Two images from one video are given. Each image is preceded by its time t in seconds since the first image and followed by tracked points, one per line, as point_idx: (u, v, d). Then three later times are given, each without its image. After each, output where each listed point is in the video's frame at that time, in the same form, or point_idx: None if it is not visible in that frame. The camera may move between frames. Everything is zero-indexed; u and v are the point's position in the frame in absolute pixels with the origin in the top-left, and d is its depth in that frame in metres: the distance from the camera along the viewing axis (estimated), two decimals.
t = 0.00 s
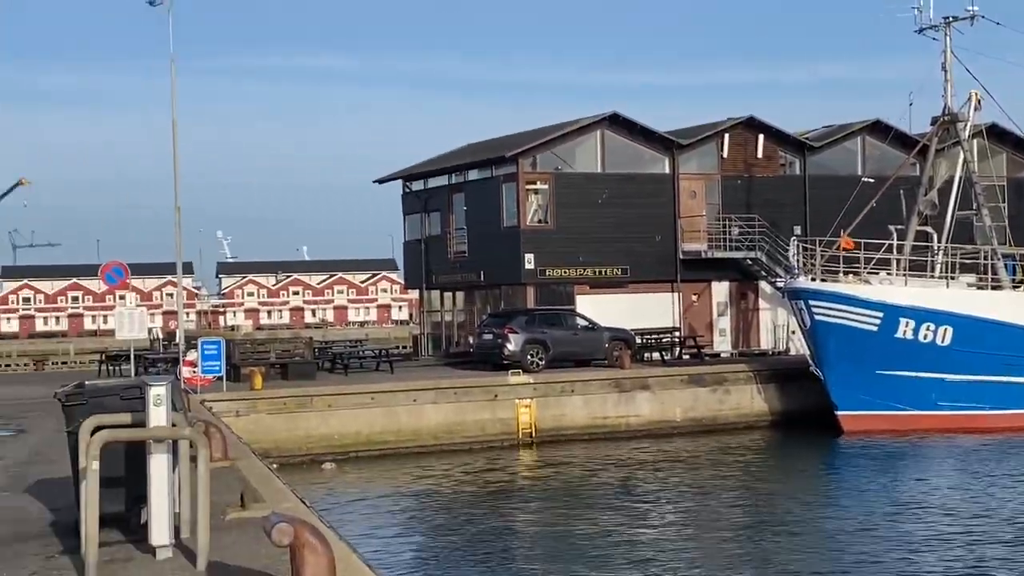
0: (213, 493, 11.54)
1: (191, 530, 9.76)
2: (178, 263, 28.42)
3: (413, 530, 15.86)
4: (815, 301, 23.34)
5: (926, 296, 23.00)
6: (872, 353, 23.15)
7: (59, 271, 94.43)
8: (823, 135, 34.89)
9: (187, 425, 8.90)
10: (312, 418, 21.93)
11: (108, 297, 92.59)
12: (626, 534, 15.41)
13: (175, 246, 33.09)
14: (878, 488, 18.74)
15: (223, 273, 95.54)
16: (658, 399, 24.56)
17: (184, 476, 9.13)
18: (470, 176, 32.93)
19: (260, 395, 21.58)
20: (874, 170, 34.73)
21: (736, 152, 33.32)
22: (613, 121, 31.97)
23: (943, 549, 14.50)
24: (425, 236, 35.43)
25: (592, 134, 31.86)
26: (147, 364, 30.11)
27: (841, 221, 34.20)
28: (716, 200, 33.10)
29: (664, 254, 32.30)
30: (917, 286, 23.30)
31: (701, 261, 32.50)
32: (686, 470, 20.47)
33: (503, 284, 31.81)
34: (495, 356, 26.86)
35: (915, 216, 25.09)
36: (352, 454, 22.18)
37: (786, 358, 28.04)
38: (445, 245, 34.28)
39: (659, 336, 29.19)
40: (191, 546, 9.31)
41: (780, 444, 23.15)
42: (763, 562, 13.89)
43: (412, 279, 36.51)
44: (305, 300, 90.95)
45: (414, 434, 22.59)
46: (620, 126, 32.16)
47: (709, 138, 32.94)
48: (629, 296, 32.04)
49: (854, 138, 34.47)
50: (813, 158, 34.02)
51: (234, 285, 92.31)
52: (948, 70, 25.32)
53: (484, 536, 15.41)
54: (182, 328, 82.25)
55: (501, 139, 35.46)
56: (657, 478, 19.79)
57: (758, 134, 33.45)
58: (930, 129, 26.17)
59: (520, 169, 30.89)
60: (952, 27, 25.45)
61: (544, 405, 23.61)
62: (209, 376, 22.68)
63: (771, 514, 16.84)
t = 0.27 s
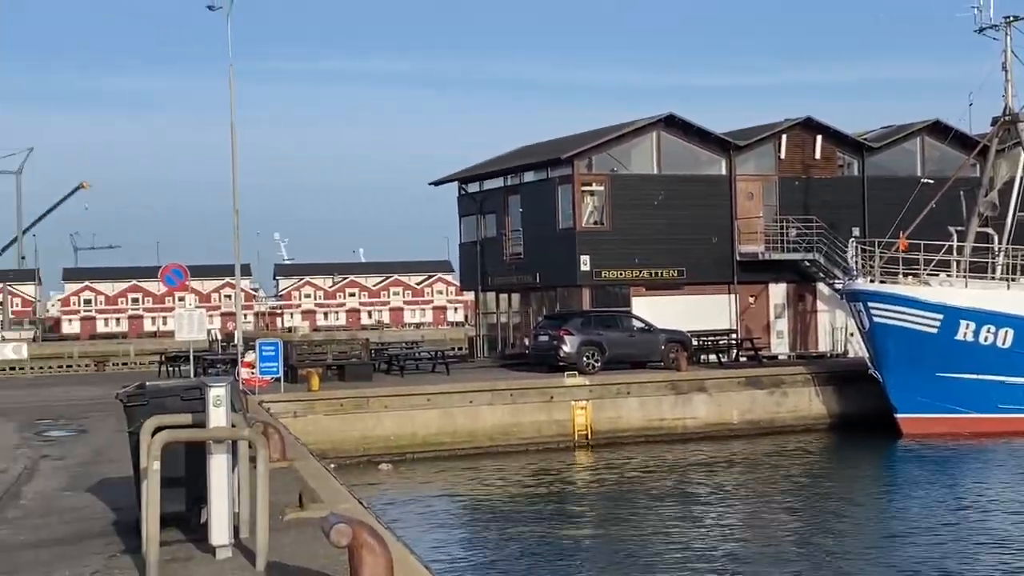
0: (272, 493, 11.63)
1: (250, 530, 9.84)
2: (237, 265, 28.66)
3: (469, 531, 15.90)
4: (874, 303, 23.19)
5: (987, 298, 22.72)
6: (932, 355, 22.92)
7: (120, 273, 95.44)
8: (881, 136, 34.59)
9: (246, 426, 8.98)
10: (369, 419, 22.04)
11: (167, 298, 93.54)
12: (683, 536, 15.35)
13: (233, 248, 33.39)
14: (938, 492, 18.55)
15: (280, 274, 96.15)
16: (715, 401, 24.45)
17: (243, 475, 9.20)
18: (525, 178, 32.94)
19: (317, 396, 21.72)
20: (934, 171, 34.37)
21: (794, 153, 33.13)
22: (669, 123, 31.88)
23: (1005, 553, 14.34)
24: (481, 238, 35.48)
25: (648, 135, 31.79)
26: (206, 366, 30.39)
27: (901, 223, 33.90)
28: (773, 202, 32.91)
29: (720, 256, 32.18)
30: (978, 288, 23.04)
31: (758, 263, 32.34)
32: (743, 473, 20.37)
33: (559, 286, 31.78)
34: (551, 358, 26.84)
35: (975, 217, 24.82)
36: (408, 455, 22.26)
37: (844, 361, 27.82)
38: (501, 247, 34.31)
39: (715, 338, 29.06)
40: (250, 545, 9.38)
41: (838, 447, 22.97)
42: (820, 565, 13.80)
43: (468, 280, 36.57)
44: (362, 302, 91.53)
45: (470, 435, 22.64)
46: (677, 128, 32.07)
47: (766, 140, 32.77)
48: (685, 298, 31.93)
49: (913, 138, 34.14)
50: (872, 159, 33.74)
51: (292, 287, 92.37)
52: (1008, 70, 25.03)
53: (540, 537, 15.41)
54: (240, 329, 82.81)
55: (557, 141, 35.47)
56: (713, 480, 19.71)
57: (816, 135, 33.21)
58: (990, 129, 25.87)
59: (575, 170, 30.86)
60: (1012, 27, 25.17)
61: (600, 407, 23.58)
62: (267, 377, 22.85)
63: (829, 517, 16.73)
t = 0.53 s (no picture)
0: (326, 494, 11.68)
1: (304, 531, 9.91)
2: (290, 267, 28.85)
3: (522, 533, 15.91)
4: (929, 305, 23.00)
5: None
6: (988, 358, 22.60)
7: (174, 274, 96.32)
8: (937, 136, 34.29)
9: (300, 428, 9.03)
10: (421, 420, 22.11)
11: (220, 300, 94.32)
12: (737, 539, 15.28)
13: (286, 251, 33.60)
14: (994, 495, 18.36)
15: (332, 276, 96.63)
16: (768, 404, 24.32)
17: (297, 477, 9.25)
18: (577, 180, 32.91)
19: (370, 398, 21.81)
20: (991, 172, 34.01)
21: (848, 154, 32.88)
22: (721, 124, 31.76)
23: None
24: (532, 239, 35.49)
25: (700, 137, 31.69)
26: (259, 367, 30.59)
27: (957, 224, 33.55)
28: (827, 203, 32.63)
29: (773, 258, 31.99)
30: None
31: (812, 265, 32.14)
32: (796, 476, 20.25)
33: (611, 287, 31.70)
34: (603, 360, 26.80)
35: None
36: (460, 457, 22.30)
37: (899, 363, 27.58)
38: (552, 248, 34.28)
39: (769, 340, 28.90)
40: (304, 546, 9.44)
41: (893, 450, 22.77)
42: (874, 568, 13.72)
43: (519, 282, 36.59)
44: (413, 303, 91.84)
45: (522, 437, 22.64)
46: (729, 129, 31.94)
47: (820, 140, 32.54)
48: (738, 300, 31.77)
49: (969, 138, 33.80)
50: (927, 160, 33.45)
51: (343, 288, 93.25)
52: None
53: (593, 539, 15.40)
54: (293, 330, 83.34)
55: (608, 143, 35.42)
56: (767, 483, 19.59)
57: (870, 135, 32.94)
58: None
59: (627, 172, 30.80)
60: None
61: (652, 410, 23.50)
62: (320, 379, 22.97)
63: (883, 520, 16.61)
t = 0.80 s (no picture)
0: (376, 494, 11.73)
1: (355, 530, 9.96)
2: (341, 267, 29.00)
3: (571, 533, 15.90)
4: (983, 307, 22.80)
5: None
6: None
7: (225, 275, 97.01)
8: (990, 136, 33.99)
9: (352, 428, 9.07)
10: (470, 421, 22.15)
11: (270, 301, 94.96)
12: (788, 541, 15.20)
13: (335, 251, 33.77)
14: None
15: (381, 276, 96.99)
16: (819, 405, 24.18)
17: (348, 476, 9.29)
18: (625, 181, 32.86)
19: (419, 398, 21.88)
20: None
21: (900, 154, 32.59)
22: (772, 124, 31.62)
23: None
24: (581, 240, 35.46)
25: (751, 137, 31.55)
26: (309, 367, 30.76)
27: (1011, 224, 33.23)
28: (879, 204, 32.36)
29: (824, 259, 31.79)
30: None
31: (863, 265, 31.91)
32: (846, 478, 20.13)
33: (659, 288, 31.62)
34: (652, 361, 26.73)
35: None
36: (509, 457, 22.33)
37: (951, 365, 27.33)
38: (601, 249, 34.24)
39: (819, 341, 28.71)
40: (356, 546, 9.47)
41: (946, 452, 22.57)
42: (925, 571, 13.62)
43: (568, 283, 36.56)
44: (461, 304, 91.94)
45: (571, 438, 22.64)
46: (780, 129, 31.78)
47: (872, 140, 32.29)
48: (789, 301, 31.58)
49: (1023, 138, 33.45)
50: (980, 159, 33.15)
51: (392, 289, 93.22)
52: None
53: (644, 540, 15.36)
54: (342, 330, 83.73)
55: (657, 143, 35.33)
56: (818, 485, 19.46)
57: (923, 135, 32.65)
58: None
59: (677, 172, 30.71)
60: None
61: (702, 411, 23.41)
62: (370, 379, 23.07)
63: (934, 522, 16.49)
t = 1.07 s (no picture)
0: (423, 494, 11.74)
1: (402, 530, 9.96)
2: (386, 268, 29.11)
3: (618, 535, 15.85)
4: None
5: None
6: None
7: (272, 275, 97.56)
8: None
9: (400, 428, 9.07)
10: (516, 421, 22.13)
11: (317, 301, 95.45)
12: (836, 543, 15.11)
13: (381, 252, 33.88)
14: None
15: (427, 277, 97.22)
16: (868, 407, 23.99)
17: (396, 476, 9.30)
18: (672, 181, 32.74)
19: (465, 398, 21.90)
20: None
21: (951, 154, 32.27)
22: (820, 123, 31.45)
23: None
24: (626, 241, 35.38)
25: (799, 136, 31.38)
26: (356, 367, 30.86)
27: None
28: (929, 204, 32.09)
29: (874, 260, 31.52)
30: None
31: (913, 266, 31.63)
32: (895, 480, 19.97)
33: (706, 289, 31.47)
34: (699, 362, 26.62)
35: None
36: (555, 458, 22.29)
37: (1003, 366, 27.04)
38: (647, 250, 34.13)
39: (869, 342, 28.47)
40: (403, 546, 9.48)
41: (997, 455, 22.33)
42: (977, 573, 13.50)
43: (614, 283, 36.48)
44: (507, 305, 91.85)
45: (618, 439, 22.57)
46: (828, 129, 31.61)
47: (922, 139, 32.01)
48: (838, 302, 31.32)
49: None
50: None
51: (437, 288, 93.87)
52: None
53: (691, 542, 15.29)
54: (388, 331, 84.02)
55: (704, 143, 35.20)
56: (867, 487, 19.33)
57: (973, 134, 32.39)
58: None
59: (724, 172, 30.56)
60: None
61: (749, 412, 23.27)
62: (416, 379, 23.11)
63: (986, 525, 16.34)
